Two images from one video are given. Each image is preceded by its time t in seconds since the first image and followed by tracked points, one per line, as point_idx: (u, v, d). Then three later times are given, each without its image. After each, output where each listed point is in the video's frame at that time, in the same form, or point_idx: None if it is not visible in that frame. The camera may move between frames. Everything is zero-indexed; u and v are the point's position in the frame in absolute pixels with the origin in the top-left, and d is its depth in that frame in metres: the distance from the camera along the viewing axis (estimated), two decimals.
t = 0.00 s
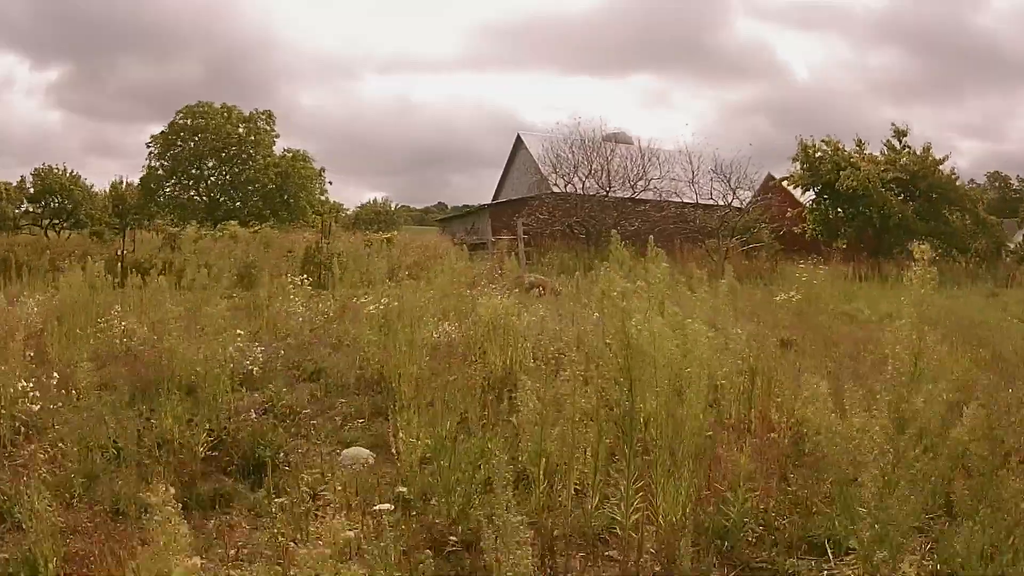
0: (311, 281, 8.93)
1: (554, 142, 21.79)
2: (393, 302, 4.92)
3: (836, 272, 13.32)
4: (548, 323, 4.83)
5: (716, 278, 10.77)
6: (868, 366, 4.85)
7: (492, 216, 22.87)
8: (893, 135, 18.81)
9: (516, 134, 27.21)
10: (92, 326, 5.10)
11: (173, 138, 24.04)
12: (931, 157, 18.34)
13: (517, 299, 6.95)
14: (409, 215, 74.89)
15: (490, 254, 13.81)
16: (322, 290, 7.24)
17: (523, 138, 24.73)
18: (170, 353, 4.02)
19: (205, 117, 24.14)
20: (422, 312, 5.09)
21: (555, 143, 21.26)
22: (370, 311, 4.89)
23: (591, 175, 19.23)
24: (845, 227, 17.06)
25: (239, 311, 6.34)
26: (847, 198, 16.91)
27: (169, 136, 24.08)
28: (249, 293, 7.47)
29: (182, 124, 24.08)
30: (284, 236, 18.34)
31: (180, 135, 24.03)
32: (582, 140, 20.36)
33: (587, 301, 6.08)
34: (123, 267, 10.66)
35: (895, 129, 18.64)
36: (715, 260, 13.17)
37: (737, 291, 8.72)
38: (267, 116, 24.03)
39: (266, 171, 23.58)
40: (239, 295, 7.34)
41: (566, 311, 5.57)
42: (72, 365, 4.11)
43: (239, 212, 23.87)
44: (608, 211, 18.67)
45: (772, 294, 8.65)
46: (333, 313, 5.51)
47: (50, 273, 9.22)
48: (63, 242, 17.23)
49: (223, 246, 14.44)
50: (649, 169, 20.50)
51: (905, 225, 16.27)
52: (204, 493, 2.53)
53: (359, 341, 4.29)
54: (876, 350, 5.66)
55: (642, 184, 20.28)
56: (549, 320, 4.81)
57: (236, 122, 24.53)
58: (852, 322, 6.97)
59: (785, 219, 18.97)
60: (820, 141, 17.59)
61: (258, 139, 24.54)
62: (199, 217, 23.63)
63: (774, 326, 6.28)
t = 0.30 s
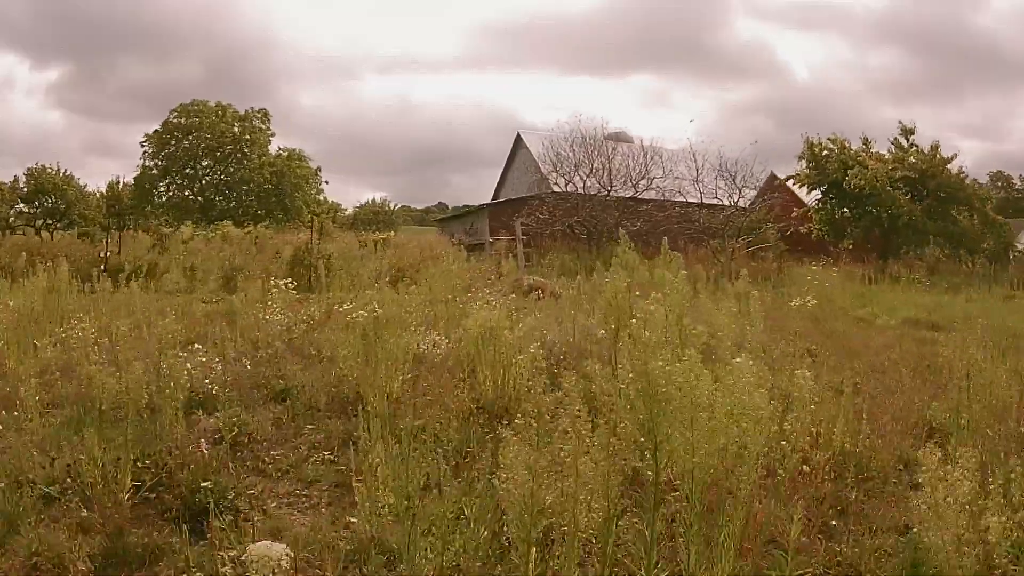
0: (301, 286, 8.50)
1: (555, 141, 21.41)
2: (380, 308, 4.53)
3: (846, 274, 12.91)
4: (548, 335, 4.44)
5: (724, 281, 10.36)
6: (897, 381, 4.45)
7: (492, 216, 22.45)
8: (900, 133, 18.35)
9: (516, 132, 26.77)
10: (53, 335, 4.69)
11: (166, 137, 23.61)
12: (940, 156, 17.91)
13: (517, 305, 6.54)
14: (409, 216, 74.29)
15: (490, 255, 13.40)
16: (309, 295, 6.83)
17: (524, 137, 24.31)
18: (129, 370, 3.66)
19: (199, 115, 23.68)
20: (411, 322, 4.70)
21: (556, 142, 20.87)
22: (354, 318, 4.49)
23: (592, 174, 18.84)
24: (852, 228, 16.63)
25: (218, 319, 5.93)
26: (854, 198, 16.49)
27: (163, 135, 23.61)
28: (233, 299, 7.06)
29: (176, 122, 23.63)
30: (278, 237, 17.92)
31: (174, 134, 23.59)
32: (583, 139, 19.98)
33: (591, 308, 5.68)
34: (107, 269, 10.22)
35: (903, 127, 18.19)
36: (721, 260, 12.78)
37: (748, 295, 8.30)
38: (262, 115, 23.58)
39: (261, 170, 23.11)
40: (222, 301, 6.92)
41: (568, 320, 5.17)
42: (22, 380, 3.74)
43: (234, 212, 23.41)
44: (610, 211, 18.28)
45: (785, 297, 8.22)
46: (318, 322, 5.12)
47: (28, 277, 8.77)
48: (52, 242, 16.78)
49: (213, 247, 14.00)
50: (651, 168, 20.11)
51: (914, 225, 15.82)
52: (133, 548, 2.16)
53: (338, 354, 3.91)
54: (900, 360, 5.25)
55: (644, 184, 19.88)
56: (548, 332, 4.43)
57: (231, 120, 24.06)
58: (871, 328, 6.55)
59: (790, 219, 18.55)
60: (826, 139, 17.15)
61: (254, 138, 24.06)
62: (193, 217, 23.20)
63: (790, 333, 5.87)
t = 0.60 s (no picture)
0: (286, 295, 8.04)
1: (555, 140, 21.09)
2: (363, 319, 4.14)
3: (854, 277, 12.54)
4: (543, 353, 4.09)
5: (731, 288, 9.96)
6: (927, 409, 4.03)
7: (490, 217, 22.03)
8: (907, 133, 17.93)
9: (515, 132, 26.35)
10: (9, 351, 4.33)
11: (160, 136, 23.17)
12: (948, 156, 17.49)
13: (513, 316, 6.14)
14: (408, 216, 73.66)
15: (487, 258, 12.98)
16: (292, 305, 6.44)
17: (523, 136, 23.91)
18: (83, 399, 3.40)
19: (194, 114, 23.24)
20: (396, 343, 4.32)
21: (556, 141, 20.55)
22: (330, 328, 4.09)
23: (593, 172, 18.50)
24: (858, 229, 16.22)
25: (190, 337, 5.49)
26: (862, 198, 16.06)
27: (156, 134, 23.07)
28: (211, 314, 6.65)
29: (170, 121, 23.19)
30: (272, 237, 17.51)
31: (167, 134, 23.12)
32: (584, 138, 19.64)
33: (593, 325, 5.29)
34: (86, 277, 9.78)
35: (910, 127, 17.77)
36: (726, 263, 12.39)
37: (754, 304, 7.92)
38: (258, 113, 23.17)
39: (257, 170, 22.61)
40: (199, 313, 6.49)
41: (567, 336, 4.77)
42: None
43: (229, 212, 22.95)
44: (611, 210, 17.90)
45: (794, 306, 7.83)
46: (293, 334, 4.78)
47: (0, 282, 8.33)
48: (39, 245, 16.39)
49: (202, 249, 13.57)
50: (653, 168, 19.74)
51: (923, 227, 15.42)
52: None
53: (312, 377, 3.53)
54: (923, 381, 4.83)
55: (646, 184, 19.51)
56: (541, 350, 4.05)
57: (226, 119, 23.63)
58: (888, 342, 6.13)
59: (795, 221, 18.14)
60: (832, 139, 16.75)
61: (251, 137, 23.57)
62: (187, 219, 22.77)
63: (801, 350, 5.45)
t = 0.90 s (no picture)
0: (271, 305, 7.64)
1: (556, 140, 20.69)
2: (342, 338, 3.78)
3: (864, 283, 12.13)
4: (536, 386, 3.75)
5: (739, 296, 9.54)
6: (962, 444, 3.65)
7: (490, 218, 21.62)
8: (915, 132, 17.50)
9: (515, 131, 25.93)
10: None
11: (153, 137, 22.76)
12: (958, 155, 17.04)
13: (510, 331, 5.75)
14: (407, 216, 73.05)
15: (485, 263, 12.55)
16: (274, 318, 6.05)
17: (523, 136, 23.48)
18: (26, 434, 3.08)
19: (188, 114, 22.84)
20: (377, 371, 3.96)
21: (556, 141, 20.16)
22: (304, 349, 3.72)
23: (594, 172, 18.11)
24: (866, 231, 15.82)
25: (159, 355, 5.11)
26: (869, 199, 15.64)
27: (149, 135, 22.73)
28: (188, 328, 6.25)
29: (163, 122, 22.77)
30: (265, 240, 17.10)
31: (161, 134, 22.73)
32: (585, 137, 19.26)
33: (594, 344, 4.90)
34: (65, 285, 9.35)
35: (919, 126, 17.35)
36: (732, 267, 11.98)
37: (764, 314, 7.51)
38: (253, 113, 22.74)
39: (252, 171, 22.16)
40: (175, 327, 6.09)
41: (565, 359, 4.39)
42: None
43: (223, 214, 22.51)
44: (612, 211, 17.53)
45: (806, 316, 7.43)
46: (266, 357, 4.43)
47: None
48: (27, 247, 15.98)
49: (190, 254, 13.10)
50: (656, 167, 19.35)
51: (933, 228, 14.99)
52: None
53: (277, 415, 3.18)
54: (953, 405, 4.42)
55: (648, 184, 19.13)
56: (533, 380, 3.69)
57: (221, 119, 23.21)
58: (909, 356, 5.73)
59: (800, 222, 17.73)
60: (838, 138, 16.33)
61: (246, 138, 23.15)
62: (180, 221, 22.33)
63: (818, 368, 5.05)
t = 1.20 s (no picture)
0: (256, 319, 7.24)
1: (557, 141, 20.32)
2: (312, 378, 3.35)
3: (875, 290, 11.74)
4: (538, 419, 3.42)
5: (746, 305, 9.15)
6: (1009, 501, 3.28)
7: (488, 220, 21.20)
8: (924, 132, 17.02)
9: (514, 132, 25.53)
10: None
11: (146, 137, 22.26)
12: (967, 157, 16.63)
13: (505, 351, 5.36)
14: (406, 217, 72.43)
15: (483, 269, 12.15)
16: (255, 339, 5.67)
17: (523, 137, 23.05)
18: None
19: (181, 115, 22.40)
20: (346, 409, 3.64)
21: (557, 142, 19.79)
22: (266, 383, 3.39)
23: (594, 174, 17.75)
24: (873, 234, 15.41)
25: (127, 378, 4.73)
26: (876, 202, 15.23)
27: (142, 136, 22.23)
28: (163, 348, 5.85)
29: (155, 122, 22.31)
30: (261, 244, 16.69)
31: (153, 135, 22.25)
32: (585, 138, 18.90)
33: (595, 371, 4.52)
34: (43, 296, 8.94)
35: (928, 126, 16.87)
36: (738, 273, 11.59)
37: (776, 328, 7.10)
38: (248, 114, 22.33)
39: (247, 172, 21.74)
40: (149, 346, 5.70)
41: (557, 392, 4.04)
42: None
43: (217, 216, 22.06)
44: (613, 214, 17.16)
45: (820, 331, 7.03)
46: (240, 387, 4.08)
47: None
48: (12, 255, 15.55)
49: (178, 260, 12.62)
50: (658, 169, 18.98)
51: (943, 232, 14.58)
52: None
53: (226, 473, 2.87)
54: (986, 441, 4.05)
55: (650, 187, 18.76)
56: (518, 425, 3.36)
57: (214, 120, 22.78)
58: (932, 380, 5.33)
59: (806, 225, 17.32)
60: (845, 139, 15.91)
61: (240, 139, 22.70)
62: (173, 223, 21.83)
63: (837, 395, 4.65)
